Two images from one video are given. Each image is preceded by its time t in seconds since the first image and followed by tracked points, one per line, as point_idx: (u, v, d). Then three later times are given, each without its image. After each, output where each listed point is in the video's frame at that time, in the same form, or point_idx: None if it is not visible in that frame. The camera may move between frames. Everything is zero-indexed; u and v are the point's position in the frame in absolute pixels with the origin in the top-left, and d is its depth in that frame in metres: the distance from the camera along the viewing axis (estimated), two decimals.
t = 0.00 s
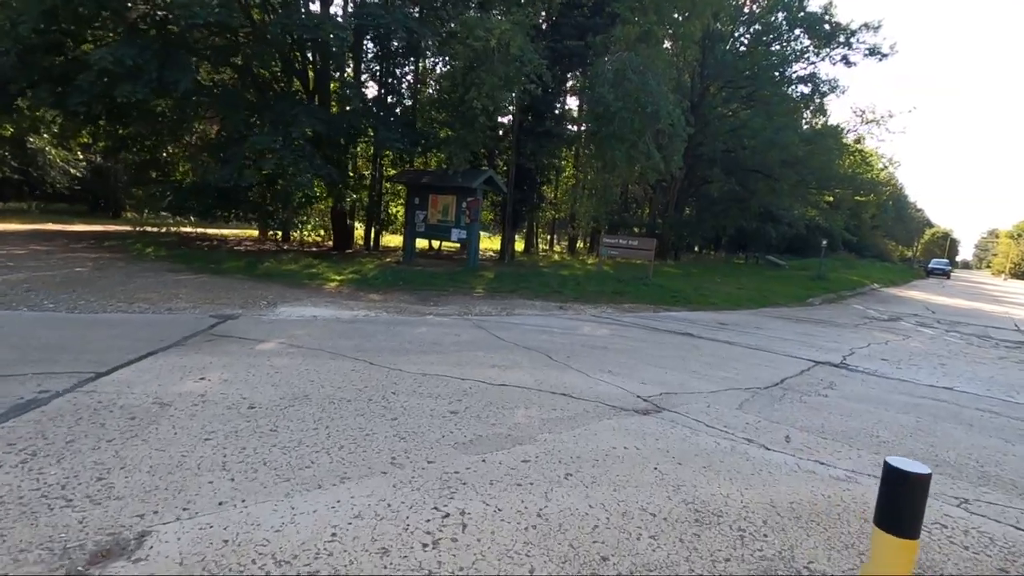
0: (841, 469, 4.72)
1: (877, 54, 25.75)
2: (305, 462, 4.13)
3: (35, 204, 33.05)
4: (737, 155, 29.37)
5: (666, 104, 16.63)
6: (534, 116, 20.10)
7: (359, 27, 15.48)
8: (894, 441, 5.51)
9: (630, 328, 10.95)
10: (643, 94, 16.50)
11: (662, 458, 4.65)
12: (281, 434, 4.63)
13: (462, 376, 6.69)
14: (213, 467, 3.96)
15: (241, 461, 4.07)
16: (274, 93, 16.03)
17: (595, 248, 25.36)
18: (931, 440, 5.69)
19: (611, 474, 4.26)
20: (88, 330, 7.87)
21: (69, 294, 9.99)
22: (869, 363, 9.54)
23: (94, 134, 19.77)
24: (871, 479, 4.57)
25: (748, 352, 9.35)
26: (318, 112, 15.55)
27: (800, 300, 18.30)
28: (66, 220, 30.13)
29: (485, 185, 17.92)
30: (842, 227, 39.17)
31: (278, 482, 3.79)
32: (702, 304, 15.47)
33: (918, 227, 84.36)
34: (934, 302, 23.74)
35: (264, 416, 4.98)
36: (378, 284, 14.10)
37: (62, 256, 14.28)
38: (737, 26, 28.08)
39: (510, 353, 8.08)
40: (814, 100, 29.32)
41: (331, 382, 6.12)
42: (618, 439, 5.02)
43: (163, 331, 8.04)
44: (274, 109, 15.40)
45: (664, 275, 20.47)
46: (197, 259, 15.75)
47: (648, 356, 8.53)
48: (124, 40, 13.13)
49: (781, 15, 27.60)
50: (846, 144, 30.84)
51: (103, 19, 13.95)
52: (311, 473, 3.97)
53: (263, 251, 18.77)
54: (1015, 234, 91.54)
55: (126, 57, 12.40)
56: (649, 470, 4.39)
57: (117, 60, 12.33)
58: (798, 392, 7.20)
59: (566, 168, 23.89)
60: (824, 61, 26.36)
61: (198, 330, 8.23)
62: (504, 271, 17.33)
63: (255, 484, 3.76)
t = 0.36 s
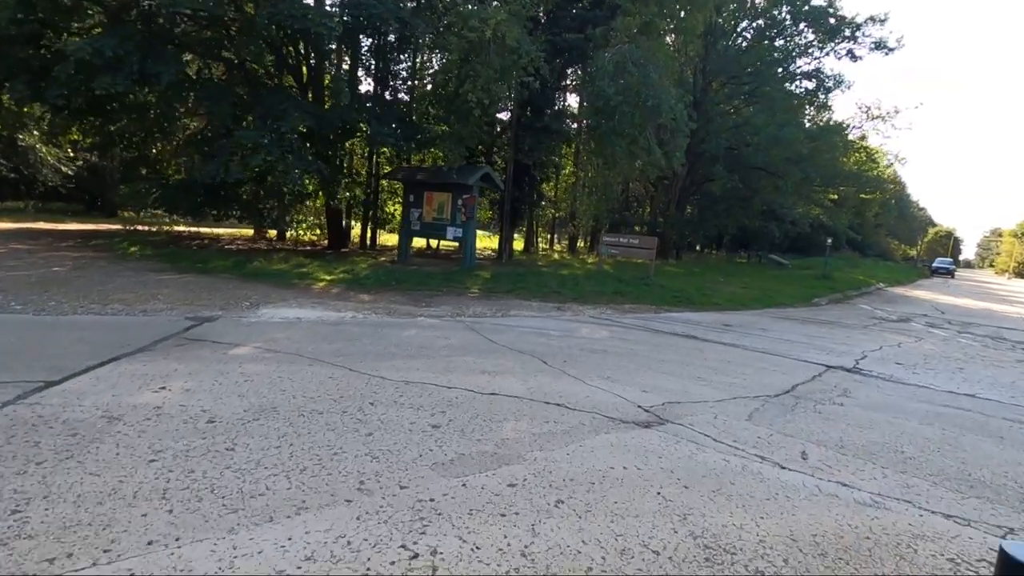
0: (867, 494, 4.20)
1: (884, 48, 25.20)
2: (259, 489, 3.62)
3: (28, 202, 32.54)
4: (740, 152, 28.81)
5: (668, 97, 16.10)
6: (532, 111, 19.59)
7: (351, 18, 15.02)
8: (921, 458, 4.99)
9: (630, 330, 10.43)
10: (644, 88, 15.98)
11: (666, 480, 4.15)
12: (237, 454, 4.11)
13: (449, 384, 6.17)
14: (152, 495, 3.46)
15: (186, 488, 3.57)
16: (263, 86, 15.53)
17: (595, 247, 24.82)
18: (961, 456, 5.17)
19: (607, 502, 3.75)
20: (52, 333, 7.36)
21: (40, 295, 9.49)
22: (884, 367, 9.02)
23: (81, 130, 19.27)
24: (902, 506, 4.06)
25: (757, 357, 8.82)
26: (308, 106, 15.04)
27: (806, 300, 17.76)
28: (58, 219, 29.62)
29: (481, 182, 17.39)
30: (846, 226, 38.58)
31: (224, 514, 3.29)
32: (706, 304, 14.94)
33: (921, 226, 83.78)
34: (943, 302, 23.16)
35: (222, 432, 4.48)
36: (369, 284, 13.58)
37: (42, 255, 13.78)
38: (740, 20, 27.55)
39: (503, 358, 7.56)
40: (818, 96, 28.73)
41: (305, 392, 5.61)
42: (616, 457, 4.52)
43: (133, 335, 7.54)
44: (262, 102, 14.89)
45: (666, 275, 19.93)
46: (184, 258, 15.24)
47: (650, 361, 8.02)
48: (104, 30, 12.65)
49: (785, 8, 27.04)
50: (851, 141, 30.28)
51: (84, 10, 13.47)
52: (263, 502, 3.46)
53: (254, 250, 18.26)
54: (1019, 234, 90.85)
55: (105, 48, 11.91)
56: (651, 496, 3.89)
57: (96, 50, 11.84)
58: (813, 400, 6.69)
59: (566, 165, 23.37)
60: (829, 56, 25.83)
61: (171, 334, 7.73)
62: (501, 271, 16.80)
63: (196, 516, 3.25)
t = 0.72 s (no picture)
0: (908, 533, 3.70)
1: (893, 44, 24.65)
2: (212, 531, 3.14)
3: (26, 201, 32.24)
4: (744, 150, 28.27)
5: (673, 93, 15.57)
6: (533, 108, 19.08)
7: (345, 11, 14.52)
8: (963, 488, 4.47)
9: (635, 336, 9.93)
10: (649, 83, 15.45)
11: (682, 517, 3.65)
12: (192, 486, 3.61)
13: (440, 398, 5.68)
14: (85, 542, 2.97)
15: (127, 531, 3.09)
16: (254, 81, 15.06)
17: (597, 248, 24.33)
18: (1006, 484, 4.65)
19: (615, 546, 3.26)
20: (19, 340, 6.90)
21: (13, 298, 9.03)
22: (906, 377, 8.48)
23: (71, 127, 18.85)
24: (953, 550, 3.54)
25: (770, 365, 8.31)
26: (300, 101, 14.55)
27: (815, 302, 17.23)
28: (53, 218, 29.20)
29: (480, 180, 16.88)
30: (852, 226, 38.00)
31: (165, 567, 2.81)
32: (712, 307, 14.42)
33: (925, 227, 83.13)
34: (954, 304, 22.57)
35: (181, 458, 3.99)
36: (362, 285, 13.09)
37: (25, 256, 13.34)
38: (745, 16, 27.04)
39: (499, 368, 7.06)
40: (825, 94, 28.17)
41: (281, 408, 5.11)
42: (624, 487, 4.02)
43: (105, 342, 7.07)
44: (252, 97, 14.39)
45: (669, 276, 19.41)
46: (172, 258, 14.77)
47: (657, 370, 7.50)
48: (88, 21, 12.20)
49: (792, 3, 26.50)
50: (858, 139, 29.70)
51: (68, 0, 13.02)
52: (213, 550, 2.97)
53: (246, 249, 17.79)
54: None
55: (87, 39, 11.46)
56: (665, 537, 3.40)
57: (77, 42, 11.38)
58: (834, 416, 6.18)
59: (568, 163, 22.85)
60: (837, 52, 25.28)
61: (146, 340, 7.26)
62: (500, 272, 16.31)
63: (131, 570, 2.77)
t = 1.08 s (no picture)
0: None
1: (899, 41, 24.19)
2: None
3: (21, 201, 31.82)
4: (747, 150, 27.80)
5: (676, 90, 15.10)
6: (532, 106, 18.63)
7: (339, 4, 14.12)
8: (1011, 523, 3.99)
9: (638, 342, 9.44)
10: (651, 79, 14.96)
11: (700, 565, 3.18)
12: (134, 532, 3.12)
13: (430, 417, 5.18)
14: None
15: None
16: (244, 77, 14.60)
17: (598, 249, 23.87)
18: None
19: None
20: None
21: None
22: (927, 388, 8.00)
23: (57, 125, 18.39)
24: None
25: (782, 376, 7.83)
26: (290, 98, 14.07)
27: (821, 305, 16.75)
28: (46, 218, 28.72)
29: (478, 180, 16.40)
30: (856, 227, 37.54)
31: None
32: (716, 311, 13.95)
33: (926, 227, 82.71)
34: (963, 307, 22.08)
35: (129, 494, 3.50)
36: (354, 288, 12.61)
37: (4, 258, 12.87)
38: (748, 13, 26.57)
39: (494, 380, 6.58)
40: (829, 92, 27.70)
41: (251, 430, 4.61)
42: (633, 527, 3.54)
43: (72, 352, 6.60)
44: (241, 94, 13.91)
45: (671, 278, 18.93)
46: (159, 260, 14.30)
47: (663, 382, 7.03)
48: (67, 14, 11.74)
49: None
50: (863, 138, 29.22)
51: None
52: None
53: (237, 251, 17.33)
54: None
55: (64, 32, 10.99)
56: None
57: (54, 35, 10.92)
58: (857, 434, 5.70)
59: (568, 163, 22.38)
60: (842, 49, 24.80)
61: (117, 350, 6.79)
62: (498, 274, 15.83)
63: None
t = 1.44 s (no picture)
0: None
1: (902, 36, 23.72)
2: None
3: (11, 199, 31.20)
4: (748, 146, 27.28)
5: (675, 82, 14.55)
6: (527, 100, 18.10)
7: None
8: None
9: (637, 346, 8.92)
10: (649, 71, 14.40)
11: None
12: None
13: (405, 434, 4.66)
14: None
15: None
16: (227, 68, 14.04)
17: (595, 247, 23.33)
18: None
19: None
20: None
21: None
22: (946, 396, 7.47)
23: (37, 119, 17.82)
24: None
25: (791, 383, 7.32)
26: (274, 90, 13.51)
27: (825, 305, 16.26)
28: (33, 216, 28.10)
29: (471, 175, 15.85)
30: (857, 225, 37.03)
31: None
32: (717, 311, 13.42)
33: (925, 226, 82.37)
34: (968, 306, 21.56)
35: (36, 537, 2.97)
36: (339, 288, 12.07)
37: None
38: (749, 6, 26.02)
39: (481, 390, 6.03)
40: (831, 88, 27.15)
41: (199, 451, 4.08)
42: (630, 571, 3.02)
43: (20, 359, 6.06)
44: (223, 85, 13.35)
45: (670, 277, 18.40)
46: (137, 259, 13.73)
47: (663, 391, 6.51)
48: None
49: None
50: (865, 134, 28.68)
51: None
52: None
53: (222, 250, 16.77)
54: None
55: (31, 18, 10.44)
56: None
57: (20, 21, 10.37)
58: (878, 450, 5.19)
59: (565, 159, 21.83)
60: (844, 44, 24.23)
61: (71, 357, 6.26)
62: (491, 273, 15.28)
63: None
